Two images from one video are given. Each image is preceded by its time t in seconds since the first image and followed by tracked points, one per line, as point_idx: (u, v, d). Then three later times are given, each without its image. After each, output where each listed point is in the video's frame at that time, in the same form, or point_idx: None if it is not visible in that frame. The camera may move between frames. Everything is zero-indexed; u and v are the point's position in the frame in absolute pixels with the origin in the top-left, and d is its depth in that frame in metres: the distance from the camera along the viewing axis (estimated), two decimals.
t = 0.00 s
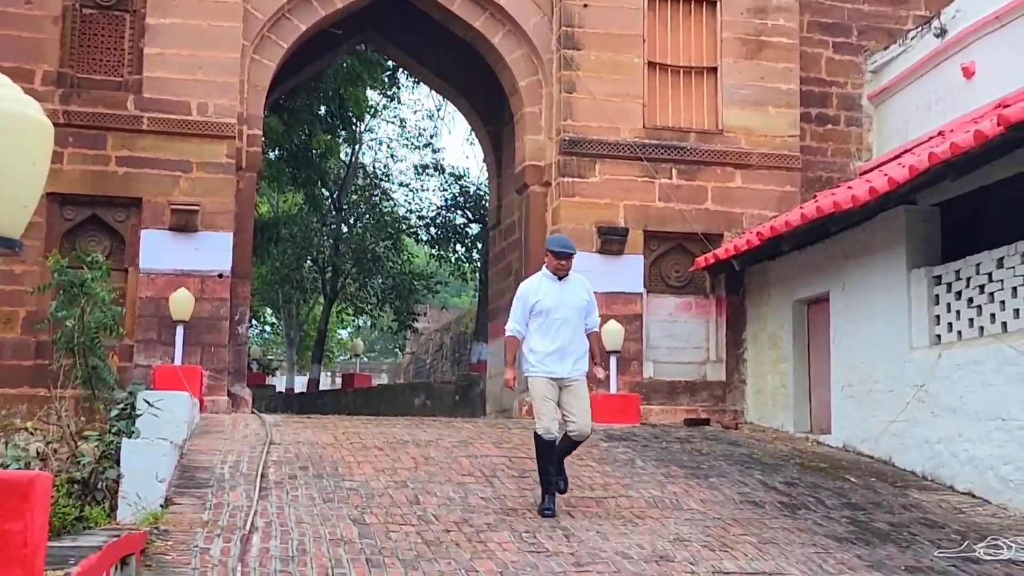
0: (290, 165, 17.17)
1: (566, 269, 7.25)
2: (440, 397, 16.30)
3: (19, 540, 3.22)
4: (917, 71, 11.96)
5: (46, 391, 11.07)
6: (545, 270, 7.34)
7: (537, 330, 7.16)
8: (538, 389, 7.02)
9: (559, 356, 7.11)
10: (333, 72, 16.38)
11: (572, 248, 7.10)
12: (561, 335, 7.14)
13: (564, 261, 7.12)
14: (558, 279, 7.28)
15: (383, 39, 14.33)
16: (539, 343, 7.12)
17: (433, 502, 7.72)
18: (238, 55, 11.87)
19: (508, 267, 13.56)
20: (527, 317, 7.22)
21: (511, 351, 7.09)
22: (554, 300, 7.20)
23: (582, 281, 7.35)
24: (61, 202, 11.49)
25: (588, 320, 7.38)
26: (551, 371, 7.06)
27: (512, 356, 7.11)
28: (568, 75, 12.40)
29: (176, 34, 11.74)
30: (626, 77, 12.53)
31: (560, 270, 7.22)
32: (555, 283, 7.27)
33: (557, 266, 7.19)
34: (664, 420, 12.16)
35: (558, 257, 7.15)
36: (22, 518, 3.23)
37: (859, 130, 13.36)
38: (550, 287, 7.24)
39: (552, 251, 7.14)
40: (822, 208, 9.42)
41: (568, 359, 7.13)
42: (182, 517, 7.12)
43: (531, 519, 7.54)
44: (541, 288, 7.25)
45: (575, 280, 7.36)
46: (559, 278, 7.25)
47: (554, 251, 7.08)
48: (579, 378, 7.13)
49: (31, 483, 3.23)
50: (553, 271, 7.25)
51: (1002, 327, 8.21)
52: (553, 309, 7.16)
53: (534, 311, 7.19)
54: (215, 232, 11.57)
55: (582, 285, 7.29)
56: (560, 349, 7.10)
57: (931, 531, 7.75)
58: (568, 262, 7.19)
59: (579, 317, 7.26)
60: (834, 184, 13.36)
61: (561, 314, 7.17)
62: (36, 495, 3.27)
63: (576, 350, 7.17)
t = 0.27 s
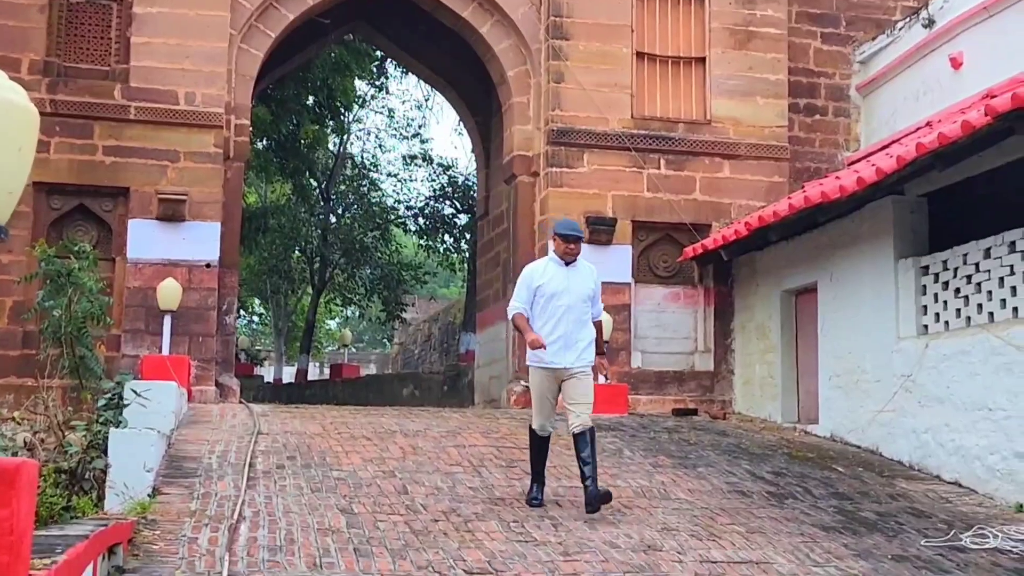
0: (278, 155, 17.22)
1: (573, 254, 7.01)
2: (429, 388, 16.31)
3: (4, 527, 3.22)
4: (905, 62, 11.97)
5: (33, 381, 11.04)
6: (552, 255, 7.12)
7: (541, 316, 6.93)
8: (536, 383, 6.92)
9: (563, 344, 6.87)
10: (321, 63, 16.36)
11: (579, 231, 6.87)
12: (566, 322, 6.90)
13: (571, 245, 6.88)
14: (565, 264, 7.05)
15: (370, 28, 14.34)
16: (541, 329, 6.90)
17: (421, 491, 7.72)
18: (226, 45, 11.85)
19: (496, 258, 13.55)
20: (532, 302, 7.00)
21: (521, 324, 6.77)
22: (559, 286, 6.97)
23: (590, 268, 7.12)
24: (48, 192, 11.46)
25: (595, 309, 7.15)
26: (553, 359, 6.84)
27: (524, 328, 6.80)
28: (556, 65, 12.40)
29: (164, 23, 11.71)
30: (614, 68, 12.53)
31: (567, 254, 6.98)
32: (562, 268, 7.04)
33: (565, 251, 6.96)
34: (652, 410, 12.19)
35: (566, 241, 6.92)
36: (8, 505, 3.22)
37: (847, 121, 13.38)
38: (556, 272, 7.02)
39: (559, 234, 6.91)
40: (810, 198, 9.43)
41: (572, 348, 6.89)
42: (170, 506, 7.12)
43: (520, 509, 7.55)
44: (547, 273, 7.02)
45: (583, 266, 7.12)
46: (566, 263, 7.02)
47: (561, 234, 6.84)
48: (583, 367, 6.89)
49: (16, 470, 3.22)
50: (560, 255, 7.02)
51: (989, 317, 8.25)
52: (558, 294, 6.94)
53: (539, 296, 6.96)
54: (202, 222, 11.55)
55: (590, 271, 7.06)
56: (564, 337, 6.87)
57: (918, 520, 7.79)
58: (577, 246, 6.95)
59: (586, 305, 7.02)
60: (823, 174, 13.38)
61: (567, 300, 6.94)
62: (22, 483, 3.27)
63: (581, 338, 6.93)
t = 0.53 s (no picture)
0: (270, 149, 17.19)
1: (580, 254, 6.86)
2: (420, 382, 16.32)
3: None
4: (897, 57, 11.98)
5: (24, 375, 11.03)
6: (558, 256, 6.97)
7: (547, 318, 6.77)
8: (540, 384, 6.74)
9: (569, 347, 6.70)
10: (313, 56, 16.34)
11: (585, 228, 6.73)
12: (573, 324, 6.74)
13: (577, 243, 6.74)
14: (571, 265, 6.90)
15: (362, 21, 14.32)
16: (547, 332, 6.74)
17: (413, 485, 7.72)
18: (218, 39, 11.83)
19: (488, 252, 13.56)
20: (537, 304, 6.85)
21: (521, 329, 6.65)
22: (565, 287, 6.82)
23: (598, 268, 6.95)
24: (39, 185, 11.44)
25: (603, 311, 6.98)
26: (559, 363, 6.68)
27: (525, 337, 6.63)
28: (548, 59, 12.41)
29: (155, 17, 11.70)
30: (606, 61, 12.54)
31: (574, 254, 6.83)
32: (568, 269, 6.89)
33: (571, 250, 6.81)
34: (644, 404, 12.21)
35: (571, 239, 6.77)
36: None
37: (839, 115, 13.40)
38: (562, 273, 6.87)
39: (564, 233, 6.77)
40: (802, 192, 9.45)
41: (579, 350, 6.72)
42: (161, 500, 7.11)
43: (512, 503, 7.55)
44: (552, 274, 6.87)
45: (590, 267, 6.96)
46: (572, 263, 6.87)
47: (565, 232, 6.70)
48: (591, 371, 6.71)
49: (5, 463, 3.21)
50: (567, 255, 6.87)
51: (980, 311, 8.28)
52: (564, 296, 6.78)
53: (545, 298, 6.81)
54: (194, 216, 11.54)
55: (597, 271, 6.90)
56: (570, 339, 6.70)
57: (909, 513, 7.81)
58: (582, 244, 6.80)
59: (593, 306, 6.85)
60: (814, 168, 13.39)
61: (573, 302, 6.78)
62: (12, 476, 3.25)
63: (588, 341, 6.76)
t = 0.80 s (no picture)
0: (262, 144, 17.16)
1: (581, 245, 6.70)
2: (413, 377, 16.33)
3: None
4: (889, 52, 12.00)
5: (16, 370, 11.01)
6: (559, 249, 6.83)
7: (548, 312, 6.62)
8: (545, 378, 6.53)
9: (570, 340, 6.54)
10: (305, 52, 16.31)
11: (585, 217, 6.57)
12: (573, 317, 6.59)
13: (577, 232, 6.58)
14: (572, 257, 6.75)
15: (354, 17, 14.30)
16: (547, 327, 6.58)
17: (405, 480, 7.73)
18: (209, 33, 11.81)
19: (481, 247, 13.56)
20: (538, 298, 6.71)
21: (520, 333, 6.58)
22: (565, 280, 6.67)
23: (600, 260, 6.80)
24: (30, 180, 11.43)
25: (606, 303, 6.82)
26: (559, 357, 6.51)
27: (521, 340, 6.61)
28: (540, 54, 12.39)
29: (146, 12, 11.67)
30: (598, 57, 12.53)
31: (574, 245, 6.68)
32: (569, 261, 6.74)
33: (571, 241, 6.66)
34: (636, 399, 12.22)
35: (571, 230, 6.62)
36: None
37: (830, 110, 13.42)
38: (562, 265, 6.72)
39: (564, 223, 6.61)
40: (794, 187, 9.45)
41: (581, 344, 6.55)
42: (153, 496, 7.10)
43: (503, 498, 7.56)
44: (553, 267, 6.73)
45: (592, 259, 6.80)
46: (573, 255, 6.71)
47: (564, 222, 6.55)
48: (593, 364, 6.54)
49: None
50: (567, 247, 6.72)
51: (971, 306, 8.31)
52: (565, 289, 6.63)
53: (545, 291, 6.67)
54: (185, 211, 11.52)
55: (599, 263, 6.74)
56: (570, 333, 6.54)
57: (900, 508, 7.82)
58: (583, 235, 6.65)
59: (595, 299, 6.69)
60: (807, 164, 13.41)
61: (574, 295, 6.62)
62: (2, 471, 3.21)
63: (589, 335, 6.59)
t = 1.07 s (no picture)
0: (254, 140, 17.15)
1: (581, 234, 6.56)
2: (405, 372, 16.32)
3: None
4: (881, 47, 12.01)
5: (7, 366, 10.99)
6: (558, 238, 6.68)
7: (547, 302, 6.47)
8: (548, 369, 6.34)
9: (570, 331, 6.39)
10: (297, 47, 16.30)
11: (584, 206, 6.45)
12: (573, 308, 6.43)
13: (576, 221, 6.45)
14: (571, 246, 6.60)
15: (346, 11, 14.29)
16: (546, 317, 6.43)
17: (397, 475, 7.73)
18: (201, 28, 11.81)
19: (473, 242, 13.56)
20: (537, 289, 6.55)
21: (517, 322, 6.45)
22: (564, 270, 6.52)
23: (600, 250, 6.66)
24: (21, 175, 11.40)
25: (606, 294, 6.67)
26: (558, 349, 6.36)
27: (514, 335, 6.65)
28: (533, 49, 12.41)
29: (138, 7, 11.68)
30: (591, 51, 12.54)
31: (573, 234, 6.53)
32: (569, 250, 6.58)
33: (570, 230, 6.51)
34: (629, 394, 12.23)
35: (570, 219, 6.48)
36: None
37: (823, 105, 13.44)
38: (562, 255, 6.56)
39: (563, 212, 6.48)
40: (786, 181, 9.47)
41: (580, 335, 6.40)
42: (145, 490, 7.09)
43: (496, 492, 7.56)
44: (552, 256, 6.57)
45: (592, 248, 6.66)
46: (572, 245, 6.56)
47: (563, 211, 6.42)
48: (593, 356, 6.40)
49: None
50: (566, 237, 6.57)
51: (963, 300, 8.35)
52: (564, 279, 6.48)
53: (544, 281, 6.51)
54: (177, 206, 11.53)
55: (599, 253, 6.60)
56: (569, 324, 6.39)
57: (892, 502, 7.84)
58: (583, 224, 6.51)
59: (595, 289, 6.55)
60: (799, 158, 13.43)
61: (574, 285, 6.48)
62: None
63: (589, 326, 6.44)
